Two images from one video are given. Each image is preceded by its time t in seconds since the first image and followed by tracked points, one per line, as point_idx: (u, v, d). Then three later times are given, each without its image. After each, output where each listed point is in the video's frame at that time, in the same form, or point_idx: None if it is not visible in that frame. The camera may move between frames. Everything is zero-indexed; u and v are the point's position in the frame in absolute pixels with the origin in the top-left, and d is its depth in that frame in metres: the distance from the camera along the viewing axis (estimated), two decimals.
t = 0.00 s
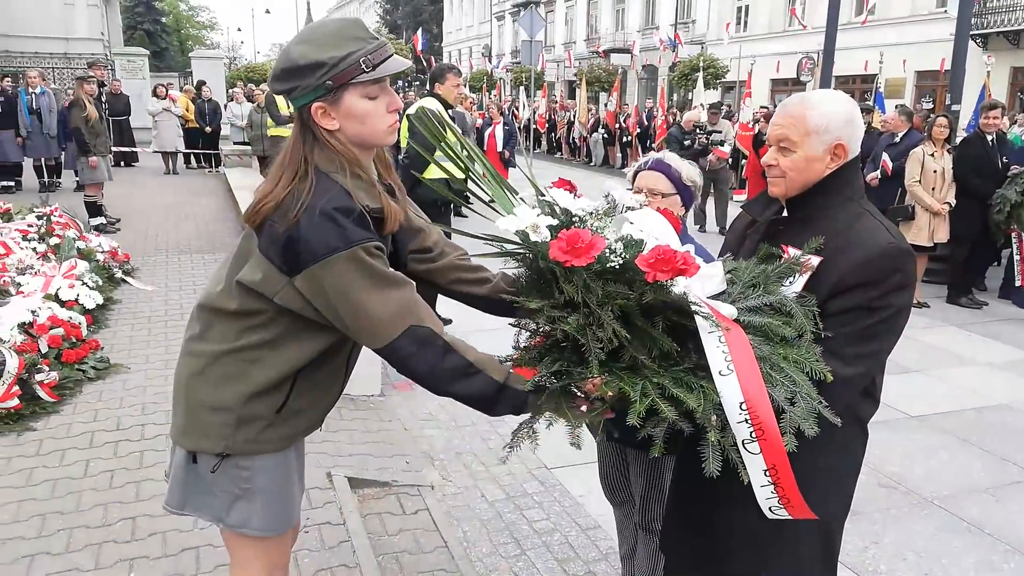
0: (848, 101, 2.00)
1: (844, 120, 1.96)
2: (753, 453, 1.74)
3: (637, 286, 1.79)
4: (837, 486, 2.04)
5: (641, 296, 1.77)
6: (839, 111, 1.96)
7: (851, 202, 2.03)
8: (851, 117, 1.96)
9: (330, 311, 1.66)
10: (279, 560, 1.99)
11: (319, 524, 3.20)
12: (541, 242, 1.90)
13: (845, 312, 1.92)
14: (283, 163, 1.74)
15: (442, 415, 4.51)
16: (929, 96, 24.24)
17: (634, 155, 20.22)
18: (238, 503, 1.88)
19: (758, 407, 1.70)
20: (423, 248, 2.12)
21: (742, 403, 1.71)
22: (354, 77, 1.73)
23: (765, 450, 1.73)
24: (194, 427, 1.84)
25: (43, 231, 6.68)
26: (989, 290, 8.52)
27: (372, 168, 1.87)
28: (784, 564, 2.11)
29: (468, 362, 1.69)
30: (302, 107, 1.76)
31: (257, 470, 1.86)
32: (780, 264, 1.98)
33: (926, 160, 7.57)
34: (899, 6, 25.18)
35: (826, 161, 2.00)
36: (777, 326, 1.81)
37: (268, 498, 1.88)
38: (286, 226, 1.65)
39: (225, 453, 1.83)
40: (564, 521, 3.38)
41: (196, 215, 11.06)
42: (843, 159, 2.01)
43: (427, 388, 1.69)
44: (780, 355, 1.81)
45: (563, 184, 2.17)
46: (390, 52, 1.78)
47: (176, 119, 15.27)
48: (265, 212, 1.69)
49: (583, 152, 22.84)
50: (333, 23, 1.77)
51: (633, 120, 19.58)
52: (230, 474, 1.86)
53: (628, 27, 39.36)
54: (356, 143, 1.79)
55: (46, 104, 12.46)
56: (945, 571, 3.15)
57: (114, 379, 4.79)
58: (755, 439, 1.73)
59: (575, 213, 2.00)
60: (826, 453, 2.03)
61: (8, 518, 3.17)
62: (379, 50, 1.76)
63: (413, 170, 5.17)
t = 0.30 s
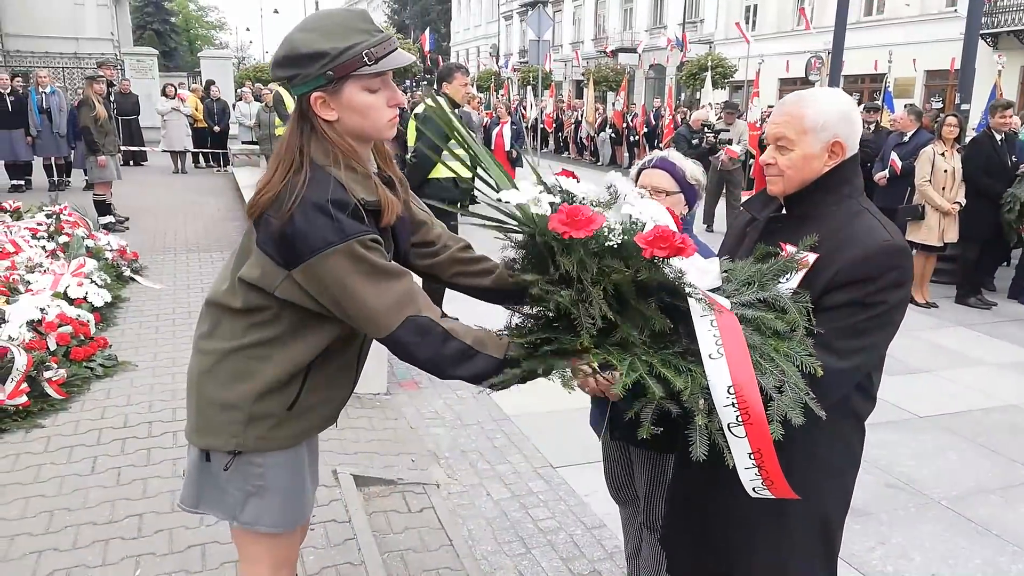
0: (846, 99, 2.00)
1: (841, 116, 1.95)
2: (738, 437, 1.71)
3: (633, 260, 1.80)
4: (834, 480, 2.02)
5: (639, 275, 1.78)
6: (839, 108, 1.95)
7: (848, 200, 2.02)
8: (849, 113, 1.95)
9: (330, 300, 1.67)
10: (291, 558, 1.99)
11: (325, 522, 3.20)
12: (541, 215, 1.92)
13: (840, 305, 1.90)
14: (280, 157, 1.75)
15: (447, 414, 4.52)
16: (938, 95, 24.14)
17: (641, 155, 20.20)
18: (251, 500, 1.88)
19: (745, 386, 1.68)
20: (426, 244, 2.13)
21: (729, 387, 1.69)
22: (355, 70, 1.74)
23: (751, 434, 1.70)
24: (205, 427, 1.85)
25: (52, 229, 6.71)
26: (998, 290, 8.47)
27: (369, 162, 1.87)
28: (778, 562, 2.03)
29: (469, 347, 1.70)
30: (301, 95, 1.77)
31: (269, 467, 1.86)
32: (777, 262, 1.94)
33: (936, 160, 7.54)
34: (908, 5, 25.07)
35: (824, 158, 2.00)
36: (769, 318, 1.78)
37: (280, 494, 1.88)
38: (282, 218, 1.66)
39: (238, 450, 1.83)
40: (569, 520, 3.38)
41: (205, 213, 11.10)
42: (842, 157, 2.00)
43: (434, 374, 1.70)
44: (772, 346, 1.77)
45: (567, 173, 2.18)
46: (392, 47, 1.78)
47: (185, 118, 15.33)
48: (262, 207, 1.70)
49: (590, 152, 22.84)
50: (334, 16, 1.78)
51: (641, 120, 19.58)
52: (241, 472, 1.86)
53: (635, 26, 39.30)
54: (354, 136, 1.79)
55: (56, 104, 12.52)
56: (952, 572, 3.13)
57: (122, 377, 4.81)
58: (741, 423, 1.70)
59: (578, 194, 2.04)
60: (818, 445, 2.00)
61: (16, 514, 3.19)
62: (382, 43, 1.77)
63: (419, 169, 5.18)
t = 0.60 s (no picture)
0: (835, 97, 1.99)
1: (828, 115, 1.95)
2: (678, 433, 1.70)
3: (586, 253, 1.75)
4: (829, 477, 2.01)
5: (592, 268, 1.73)
6: (827, 105, 1.96)
7: (838, 198, 2.00)
8: (836, 112, 1.95)
9: (302, 307, 1.67)
10: (290, 555, 1.98)
11: (324, 520, 3.20)
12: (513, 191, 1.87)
13: (820, 292, 1.89)
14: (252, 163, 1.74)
15: (447, 413, 4.52)
16: (941, 94, 24.09)
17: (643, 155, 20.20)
18: (248, 499, 1.87)
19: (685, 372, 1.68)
20: (410, 236, 2.11)
21: (671, 382, 1.68)
22: (326, 77, 1.70)
23: (691, 430, 1.70)
24: (198, 428, 1.85)
25: (54, 228, 6.72)
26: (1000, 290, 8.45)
27: (342, 167, 1.85)
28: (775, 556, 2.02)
29: (442, 350, 1.69)
30: (271, 99, 1.74)
31: (263, 465, 1.85)
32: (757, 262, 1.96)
33: (938, 160, 7.52)
34: (911, 5, 25.04)
35: (812, 157, 1.98)
36: (734, 318, 1.78)
37: (275, 493, 1.87)
38: (250, 227, 1.66)
39: (230, 450, 1.82)
40: (568, 519, 3.38)
41: (207, 212, 11.11)
42: (830, 155, 2.00)
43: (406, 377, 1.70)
44: (728, 342, 1.77)
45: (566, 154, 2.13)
46: (366, 52, 1.74)
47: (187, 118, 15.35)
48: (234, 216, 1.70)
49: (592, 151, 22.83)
50: (310, 15, 1.75)
51: (643, 119, 19.57)
52: (236, 471, 1.86)
53: (638, 26, 39.28)
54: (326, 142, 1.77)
55: (58, 103, 12.54)
56: (952, 572, 3.13)
57: (122, 376, 4.82)
58: (680, 419, 1.69)
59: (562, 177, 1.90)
60: (811, 439, 1.99)
61: (15, 512, 3.20)
62: (354, 51, 1.73)
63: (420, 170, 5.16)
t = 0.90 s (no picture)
0: (816, 95, 1.94)
1: (808, 114, 1.90)
2: (615, 430, 1.69)
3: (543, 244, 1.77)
4: (816, 477, 2.00)
5: (547, 258, 1.75)
6: (807, 103, 1.90)
7: (819, 196, 1.95)
8: (817, 111, 1.89)
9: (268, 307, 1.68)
10: (283, 556, 1.97)
11: (320, 519, 3.20)
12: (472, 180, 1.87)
13: (800, 291, 1.83)
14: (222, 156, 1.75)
15: (444, 412, 4.52)
16: (940, 94, 24.12)
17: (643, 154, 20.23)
18: (237, 501, 1.86)
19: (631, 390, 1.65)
20: (378, 238, 2.10)
21: (614, 378, 1.67)
22: (307, 62, 1.70)
23: (627, 428, 1.68)
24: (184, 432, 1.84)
25: (51, 227, 6.71)
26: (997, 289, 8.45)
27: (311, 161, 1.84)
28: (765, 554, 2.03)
29: (400, 355, 1.70)
30: (247, 88, 1.72)
31: (251, 468, 1.83)
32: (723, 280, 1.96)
33: (936, 159, 7.56)
34: (911, 4, 25.06)
35: (791, 155, 1.93)
36: (687, 313, 1.79)
37: (264, 495, 1.86)
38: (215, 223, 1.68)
39: (215, 454, 1.81)
40: (564, 518, 3.38)
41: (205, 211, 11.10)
42: (810, 153, 1.94)
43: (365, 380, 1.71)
44: (679, 339, 1.77)
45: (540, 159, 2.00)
46: (345, 38, 1.74)
47: (186, 117, 15.35)
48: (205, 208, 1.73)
49: (591, 150, 22.85)
50: None
51: (642, 118, 19.60)
52: (223, 473, 1.84)
53: (637, 25, 39.26)
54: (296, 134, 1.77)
55: (57, 102, 12.54)
56: (947, 571, 3.13)
57: (119, 375, 4.81)
58: (619, 416, 1.68)
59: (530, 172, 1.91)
60: (799, 440, 1.97)
61: (11, 512, 3.19)
62: (335, 35, 1.72)
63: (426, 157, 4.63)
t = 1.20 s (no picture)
0: (795, 95, 1.91)
1: (788, 112, 1.87)
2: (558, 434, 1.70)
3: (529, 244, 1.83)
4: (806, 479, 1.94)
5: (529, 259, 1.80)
6: (784, 101, 1.88)
7: (802, 197, 1.90)
8: (794, 110, 1.87)
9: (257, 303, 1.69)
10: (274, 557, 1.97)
11: (316, 518, 3.21)
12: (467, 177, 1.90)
13: (797, 300, 1.75)
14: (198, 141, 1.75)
15: (440, 411, 4.52)
16: (937, 93, 24.16)
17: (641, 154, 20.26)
18: (230, 507, 1.86)
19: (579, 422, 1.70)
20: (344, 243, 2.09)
21: (569, 387, 1.70)
22: (286, 35, 1.73)
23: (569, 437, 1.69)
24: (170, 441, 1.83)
25: (48, 227, 6.70)
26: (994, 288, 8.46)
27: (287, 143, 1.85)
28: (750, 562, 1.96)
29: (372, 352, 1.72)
30: (225, 65, 1.73)
31: (243, 472, 1.83)
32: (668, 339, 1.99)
33: (932, 158, 7.58)
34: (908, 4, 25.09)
35: (772, 156, 1.90)
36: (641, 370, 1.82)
37: (258, 498, 1.86)
38: (194, 212, 1.67)
39: (208, 461, 1.80)
40: (560, 517, 3.39)
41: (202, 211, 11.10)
42: (791, 153, 1.90)
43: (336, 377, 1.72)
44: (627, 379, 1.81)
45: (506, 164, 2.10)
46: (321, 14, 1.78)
47: (184, 116, 15.34)
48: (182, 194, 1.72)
49: (589, 149, 22.87)
50: None
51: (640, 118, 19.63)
52: (216, 481, 1.84)
53: (635, 24, 39.28)
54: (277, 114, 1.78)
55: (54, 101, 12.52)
56: (940, 569, 3.14)
57: (115, 375, 4.81)
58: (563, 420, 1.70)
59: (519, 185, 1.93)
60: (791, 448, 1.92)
61: (6, 511, 3.20)
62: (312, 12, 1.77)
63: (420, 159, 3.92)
